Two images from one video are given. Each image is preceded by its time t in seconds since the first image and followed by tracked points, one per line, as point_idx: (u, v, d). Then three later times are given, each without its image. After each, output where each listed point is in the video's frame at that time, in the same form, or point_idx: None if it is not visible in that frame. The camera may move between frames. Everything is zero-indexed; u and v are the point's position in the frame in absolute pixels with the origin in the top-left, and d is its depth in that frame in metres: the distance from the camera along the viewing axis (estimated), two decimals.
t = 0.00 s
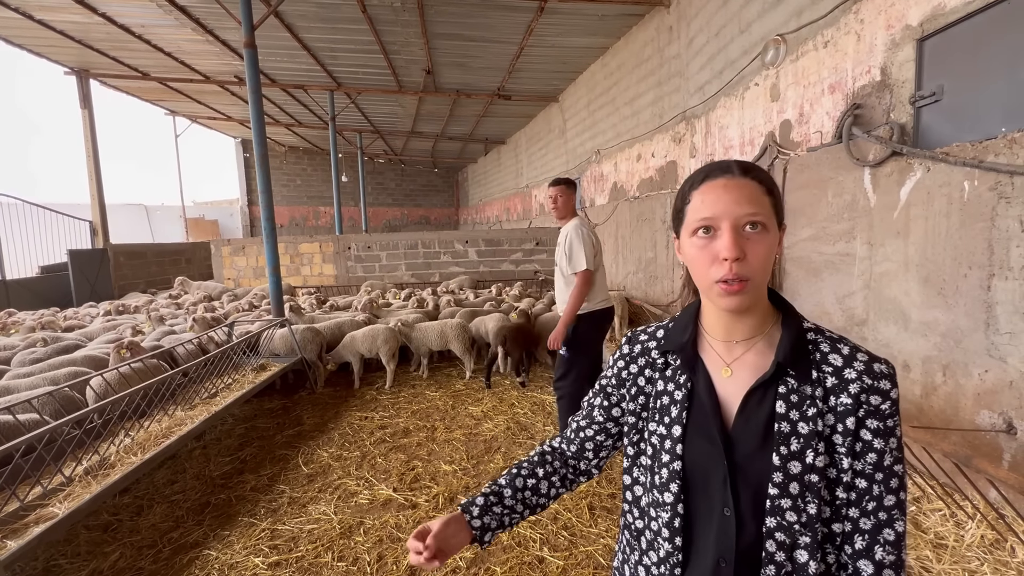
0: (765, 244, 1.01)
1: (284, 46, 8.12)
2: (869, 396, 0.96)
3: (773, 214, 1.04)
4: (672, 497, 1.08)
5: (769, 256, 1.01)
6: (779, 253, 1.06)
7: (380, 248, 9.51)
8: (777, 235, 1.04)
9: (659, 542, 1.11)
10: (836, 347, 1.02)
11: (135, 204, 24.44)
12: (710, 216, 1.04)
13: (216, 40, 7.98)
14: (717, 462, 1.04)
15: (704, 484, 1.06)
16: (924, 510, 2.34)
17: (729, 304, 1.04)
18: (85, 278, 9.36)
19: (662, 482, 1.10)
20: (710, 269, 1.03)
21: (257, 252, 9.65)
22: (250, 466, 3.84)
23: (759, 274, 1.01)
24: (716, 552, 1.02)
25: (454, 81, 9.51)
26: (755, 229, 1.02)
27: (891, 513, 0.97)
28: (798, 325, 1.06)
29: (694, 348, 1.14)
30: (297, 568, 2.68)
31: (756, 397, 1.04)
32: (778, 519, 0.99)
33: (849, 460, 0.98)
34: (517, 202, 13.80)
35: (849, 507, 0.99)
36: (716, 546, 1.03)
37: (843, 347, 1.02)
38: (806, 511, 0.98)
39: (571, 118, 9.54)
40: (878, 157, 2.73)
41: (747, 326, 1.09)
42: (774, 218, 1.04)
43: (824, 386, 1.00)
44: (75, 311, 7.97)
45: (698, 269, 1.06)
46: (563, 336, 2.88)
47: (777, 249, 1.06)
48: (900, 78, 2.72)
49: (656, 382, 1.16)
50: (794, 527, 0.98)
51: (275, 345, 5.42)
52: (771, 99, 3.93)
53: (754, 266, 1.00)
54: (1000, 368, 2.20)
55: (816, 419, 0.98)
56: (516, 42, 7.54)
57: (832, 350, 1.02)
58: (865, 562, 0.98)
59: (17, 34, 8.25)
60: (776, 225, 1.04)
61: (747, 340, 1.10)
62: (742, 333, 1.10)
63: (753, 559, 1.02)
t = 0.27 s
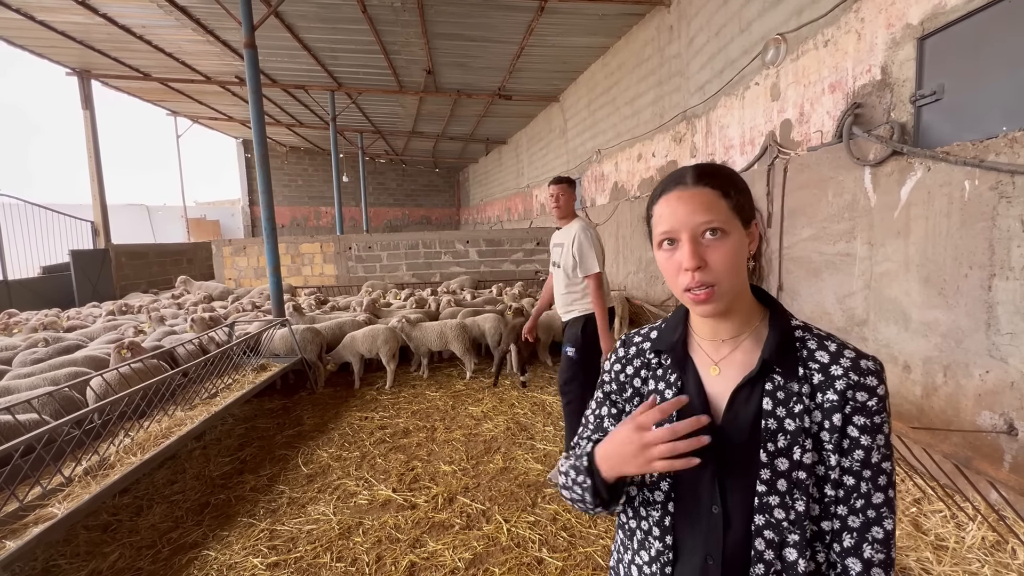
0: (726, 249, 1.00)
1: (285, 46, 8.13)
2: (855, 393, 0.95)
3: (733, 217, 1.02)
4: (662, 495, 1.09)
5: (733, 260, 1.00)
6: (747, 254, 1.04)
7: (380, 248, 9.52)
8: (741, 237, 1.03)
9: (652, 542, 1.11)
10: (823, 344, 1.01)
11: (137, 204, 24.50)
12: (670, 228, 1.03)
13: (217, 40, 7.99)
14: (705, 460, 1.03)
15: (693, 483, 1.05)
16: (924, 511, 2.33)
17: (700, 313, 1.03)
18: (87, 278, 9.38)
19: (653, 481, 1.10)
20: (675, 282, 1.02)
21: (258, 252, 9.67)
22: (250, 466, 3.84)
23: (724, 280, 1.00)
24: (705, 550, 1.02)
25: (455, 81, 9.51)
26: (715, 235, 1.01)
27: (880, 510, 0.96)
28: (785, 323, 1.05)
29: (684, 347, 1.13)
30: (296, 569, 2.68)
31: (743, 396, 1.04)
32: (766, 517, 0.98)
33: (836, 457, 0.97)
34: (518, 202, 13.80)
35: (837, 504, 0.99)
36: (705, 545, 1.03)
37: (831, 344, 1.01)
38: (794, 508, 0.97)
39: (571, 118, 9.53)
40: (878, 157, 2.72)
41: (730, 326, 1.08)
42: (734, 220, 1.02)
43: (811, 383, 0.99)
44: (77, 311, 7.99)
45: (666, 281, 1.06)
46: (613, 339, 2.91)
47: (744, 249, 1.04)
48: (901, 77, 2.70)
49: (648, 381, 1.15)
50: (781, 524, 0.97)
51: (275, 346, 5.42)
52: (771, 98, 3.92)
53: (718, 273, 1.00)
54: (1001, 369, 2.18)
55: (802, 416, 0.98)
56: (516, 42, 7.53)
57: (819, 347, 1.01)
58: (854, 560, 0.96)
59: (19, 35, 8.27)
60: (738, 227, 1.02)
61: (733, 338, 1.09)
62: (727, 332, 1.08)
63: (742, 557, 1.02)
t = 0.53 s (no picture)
0: (733, 244, 0.99)
1: (286, 46, 8.13)
2: (852, 390, 0.94)
3: (738, 213, 1.02)
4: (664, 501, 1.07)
5: (739, 255, 0.99)
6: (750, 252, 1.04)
7: (382, 247, 9.52)
8: (746, 233, 1.02)
9: (658, 549, 1.09)
10: (817, 342, 1.00)
11: (139, 204, 24.57)
12: (677, 222, 1.01)
13: (218, 40, 8.00)
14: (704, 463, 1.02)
15: (693, 487, 1.04)
16: (927, 513, 2.32)
17: (704, 308, 1.02)
18: (89, 277, 9.40)
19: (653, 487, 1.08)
20: (681, 275, 1.01)
21: (260, 251, 9.68)
22: (250, 466, 3.84)
23: (730, 274, 0.99)
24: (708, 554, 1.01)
25: (456, 80, 9.50)
26: (722, 230, 1.00)
27: (879, 507, 0.94)
28: (780, 322, 1.04)
29: (681, 350, 1.12)
30: (295, 569, 2.67)
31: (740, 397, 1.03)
32: (766, 518, 0.97)
33: (834, 455, 0.96)
34: (520, 202, 13.78)
35: (837, 503, 0.97)
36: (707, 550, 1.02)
37: (825, 342, 1.00)
38: (795, 508, 0.96)
39: (573, 117, 9.52)
40: (881, 156, 2.70)
41: (728, 326, 1.07)
42: (739, 216, 1.02)
43: (807, 382, 0.98)
44: (79, 310, 8.01)
45: (670, 277, 1.04)
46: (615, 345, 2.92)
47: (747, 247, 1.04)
48: (903, 76, 2.69)
49: (645, 387, 1.14)
50: (782, 525, 0.96)
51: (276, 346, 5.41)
52: (773, 97, 3.90)
53: (724, 267, 0.99)
54: (1004, 370, 2.16)
55: (799, 415, 0.97)
56: (518, 42, 7.52)
57: (813, 345, 1.00)
58: (854, 559, 0.95)
59: (22, 35, 8.30)
60: (742, 224, 1.01)
61: (729, 339, 1.08)
62: (724, 333, 1.07)
63: (744, 560, 1.00)
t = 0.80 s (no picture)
0: (695, 255, 0.97)
1: (288, 45, 8.13)
2: (857, 396, 0.93)
3: (713, 222, 0.98)
4: (662, 502, 1.04)
5: (701, 267, 0.97)
6: (729, 262, 1.00)
7: (383, 247, 9.52)
8: (721, 243, 0.98)
9: (650, 551, 1.06)
10: (823, 346, 0.98)
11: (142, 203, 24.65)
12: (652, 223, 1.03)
13: (220, 39, 8.01)
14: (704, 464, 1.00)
15: (692, 488, 1.02)
16: (929, 515, 2.30)
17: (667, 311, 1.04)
18: (92, 276, 9.43)
19: (651, 487, 1.06)
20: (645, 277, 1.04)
21: (262, 251, 9.69)
22: (250, 465, 3.84)
23: (688, 284, 0.99)
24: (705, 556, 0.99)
25: (458, 79, 9.48)
26: (689, 239, 0.98)
27: (883, 515, 0.94)
28: (784, 324, 1.02)
29: (681, 349, 1.10)
30: (294, 569, 2.66)
31: (741, 398, 1.01)
32: (765, 522, 0.95)
33: (838, 461, 0.94)
34: (522, 201, 13.76)
35: (839, 509, 0.96)
36: (705, 552, 1.00)
37: (830, 346, 0.98)
38: (794, 514, 0.95)
39: (575, 117, 9.50)
40: (884, 155, 2.67)
41: (725, 326, 1.05)
42: (715, 225, 0.98)
43: (811, 386, 0.96)
44: (82, 309, 8.04)
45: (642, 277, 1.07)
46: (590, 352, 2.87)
47: (727, 258, 0.99)
48: (907, 74, 2.66)
49: (644, 383, 1.11)
50: (780, 530, 0.95)
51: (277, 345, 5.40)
52: (775, 96, 3.87)
53: (682, 276, 0.98)
54: (1008, 371, 2.14)
55: (802, 419, 0.95)
56: (519, 41, 7.50)
57: (819, 349, 0.98)
58: (856, 566, 0.94)
59: (24, 34, 8.32)
60: (716, 233, 0.98)
61: (729, 340, 1.06)
62: (723, 333, 1.06)
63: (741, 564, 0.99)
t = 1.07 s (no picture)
0: (708, 250, 0.96)
1: (290, 45, 8.14)
2: (857, 406, 0.91)
3: (731, 219, 0.97)
4: (654, 500, 1.04)
5: (714, 262, 0.95)
6: (741, 262, 0.98)
7: (385, 246, 9.52)
8: (735, 242, 0.97)
9: (638, 546, 1.06)
10: (825, 353, 0.97)
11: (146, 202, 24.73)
12: (668, 215, 1.01)
13: (223, 39, 8.02)
14: (697, 467, 1.00)
15: (686, 490, 1.02)
16: (932, 518, 2.30)
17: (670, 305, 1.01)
18: (95, 275, 9.46)
19: (644, 484, 1.06)
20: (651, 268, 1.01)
21: (264, 250, 9.71)
22: (251, 464, 3.84)
23: (697, 279, 0.96)
24: (694, 560, 0.99)
25: (460, 79, 9.47)
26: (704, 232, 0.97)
27: (880, 529, 0.92)
28: (786, 329, 1.01)
29: (680, 347, 1.09)
30: (293, 569, 2.66)
31: (738, 401, 1.00)
32: (756, 530, 0.95)
33: (834, 471, 0.93)
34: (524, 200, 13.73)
35: (834, 521, 0.94)
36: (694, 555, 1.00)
37: (833, 353, 0.96)
38: (787, 523, 0.93)
39: (577, 116, 9.47)
40: (887, 155, 2.65)
41: (724, 328, 1.04)
42: (733, 223, 0.97)
43: (809, 394, 0.95)
44: (84, 308, 8.06)
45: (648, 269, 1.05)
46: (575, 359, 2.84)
47: (738, 257, 0.98)
48: (911, 72, 2.63)
49: (640, 379, 1.11)
50: (773, 539, 0.93)
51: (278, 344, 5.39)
52: (778, 95, 3.85)
53: (692, 270, 0.96)
54: (1013, 373, 2.12)
55: (799, 427, 0.94)
56: (521, 40, 7.49)
57: (820, 356, 0.96)
58: None
59: (28, 34, 8.35)
60: (732, 231, 0.97)
61: (728, 342, 1.05)
62: (721, 335, 1.05)
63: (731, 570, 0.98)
